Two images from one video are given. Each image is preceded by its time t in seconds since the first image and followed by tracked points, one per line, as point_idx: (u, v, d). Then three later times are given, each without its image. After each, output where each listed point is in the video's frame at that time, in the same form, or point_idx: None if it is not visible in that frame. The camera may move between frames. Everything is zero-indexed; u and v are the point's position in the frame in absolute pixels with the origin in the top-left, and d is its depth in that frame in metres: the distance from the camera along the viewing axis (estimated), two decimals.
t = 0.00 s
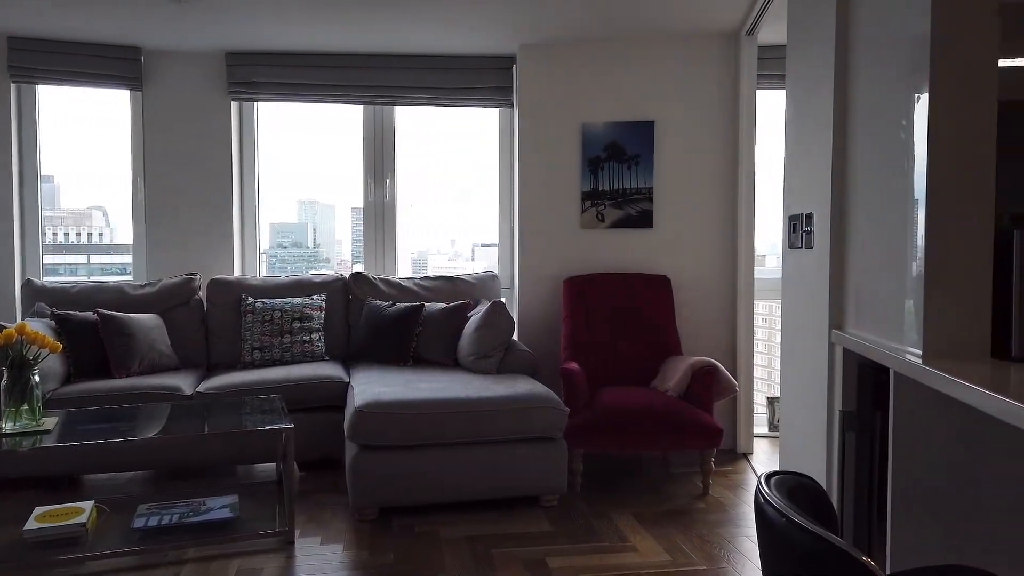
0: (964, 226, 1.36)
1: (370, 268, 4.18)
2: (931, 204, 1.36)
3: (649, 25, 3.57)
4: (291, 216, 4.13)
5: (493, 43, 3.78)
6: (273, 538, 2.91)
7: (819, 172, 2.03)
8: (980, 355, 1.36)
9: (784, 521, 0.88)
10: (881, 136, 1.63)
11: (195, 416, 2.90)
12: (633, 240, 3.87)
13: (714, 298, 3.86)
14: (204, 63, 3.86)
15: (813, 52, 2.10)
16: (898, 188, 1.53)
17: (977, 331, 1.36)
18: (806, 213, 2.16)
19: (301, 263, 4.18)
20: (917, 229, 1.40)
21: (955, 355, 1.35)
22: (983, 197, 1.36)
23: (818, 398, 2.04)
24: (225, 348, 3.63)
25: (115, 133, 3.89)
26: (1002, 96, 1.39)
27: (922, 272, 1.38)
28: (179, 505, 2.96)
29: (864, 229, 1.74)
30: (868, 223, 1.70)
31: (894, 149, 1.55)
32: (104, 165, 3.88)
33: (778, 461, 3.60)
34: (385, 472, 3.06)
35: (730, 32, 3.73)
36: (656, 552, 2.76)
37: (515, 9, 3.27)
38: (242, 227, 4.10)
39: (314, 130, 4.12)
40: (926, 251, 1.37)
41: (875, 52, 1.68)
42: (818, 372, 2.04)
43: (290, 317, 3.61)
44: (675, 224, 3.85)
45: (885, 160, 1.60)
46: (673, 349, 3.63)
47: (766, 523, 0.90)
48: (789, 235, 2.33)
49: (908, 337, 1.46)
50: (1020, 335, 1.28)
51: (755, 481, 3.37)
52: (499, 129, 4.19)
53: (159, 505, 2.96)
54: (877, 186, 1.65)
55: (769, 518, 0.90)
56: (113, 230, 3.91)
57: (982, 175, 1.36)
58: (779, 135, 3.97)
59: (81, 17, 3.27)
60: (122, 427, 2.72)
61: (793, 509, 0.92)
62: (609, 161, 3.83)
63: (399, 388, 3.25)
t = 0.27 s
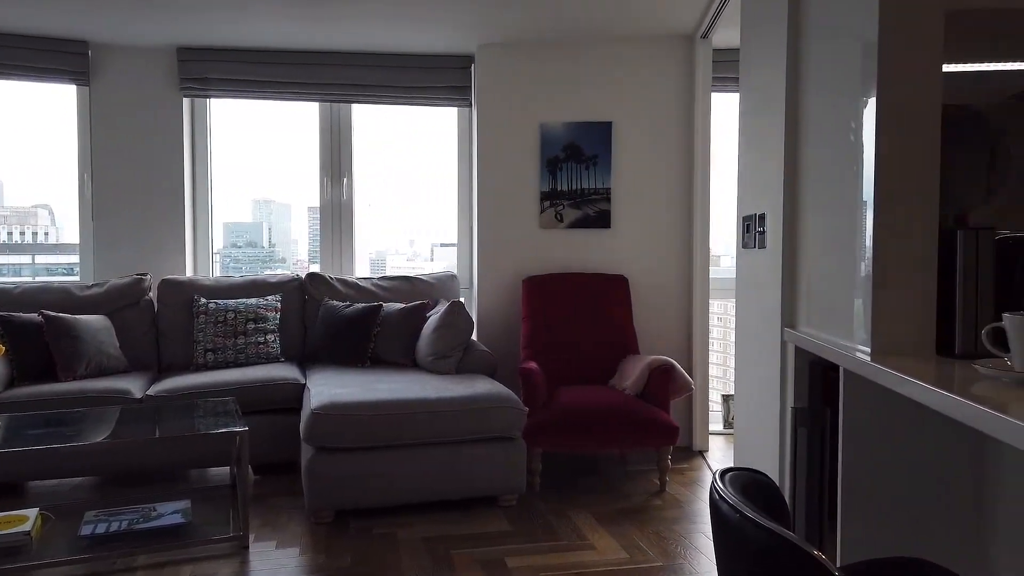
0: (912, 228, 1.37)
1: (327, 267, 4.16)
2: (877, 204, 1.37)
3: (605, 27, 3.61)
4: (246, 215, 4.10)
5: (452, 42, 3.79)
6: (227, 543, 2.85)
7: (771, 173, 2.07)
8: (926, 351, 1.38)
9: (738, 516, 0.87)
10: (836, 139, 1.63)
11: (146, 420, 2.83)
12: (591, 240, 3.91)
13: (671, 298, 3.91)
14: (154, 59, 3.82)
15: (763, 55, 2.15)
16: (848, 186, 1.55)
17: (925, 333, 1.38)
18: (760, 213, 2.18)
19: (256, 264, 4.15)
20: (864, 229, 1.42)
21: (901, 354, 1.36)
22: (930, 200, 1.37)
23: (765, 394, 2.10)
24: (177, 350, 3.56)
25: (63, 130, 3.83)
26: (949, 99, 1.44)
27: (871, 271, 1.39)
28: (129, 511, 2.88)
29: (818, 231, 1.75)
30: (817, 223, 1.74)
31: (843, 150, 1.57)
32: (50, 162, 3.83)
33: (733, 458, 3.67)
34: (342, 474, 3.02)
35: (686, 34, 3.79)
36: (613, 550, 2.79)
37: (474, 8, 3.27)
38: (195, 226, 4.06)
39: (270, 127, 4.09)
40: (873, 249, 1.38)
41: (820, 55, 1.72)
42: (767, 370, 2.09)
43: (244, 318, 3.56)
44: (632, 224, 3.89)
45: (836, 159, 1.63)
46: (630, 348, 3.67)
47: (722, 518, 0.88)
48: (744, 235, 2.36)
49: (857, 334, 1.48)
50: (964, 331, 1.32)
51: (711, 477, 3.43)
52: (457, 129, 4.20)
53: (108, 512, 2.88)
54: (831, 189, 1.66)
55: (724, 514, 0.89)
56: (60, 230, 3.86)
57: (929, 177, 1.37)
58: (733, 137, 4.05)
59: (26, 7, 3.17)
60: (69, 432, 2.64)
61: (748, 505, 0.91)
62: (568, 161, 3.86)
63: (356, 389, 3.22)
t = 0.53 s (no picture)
0: (863, 229, 1.42)
1: (283, 267, 4.11)
2: (828, 206, 1.41)
3: (562, 28, 3.63)
4: (199, 215, 4.04)
5: (410, 40, 3.76)
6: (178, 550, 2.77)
7: (727, 175, 2.11)
8: (875, 349, 1.42)
9: (696, 513, 0.88)
10: (790, 142, 1.66)
11: (94, 424, 2.73)
12: (550, 240, 3.93)
13: (629, 297, 3.96)
14: (102, 53, 3.73)
15: (719, 59, 2.19)
16: (799, 187, 1.60)
17: (877, 333, 1.42)
18: (716, 213, 2.23)
19: (209, 263, 4.08)
20: (816, 231, 1.46)
21: (852, 352, 1.41)
22: (881, 201, 1.42)
23: (721, 391, 2.14)
24: (127, 352, 3.46)
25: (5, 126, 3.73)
26: (898, 103, 1.51)
27: (823, 272, 1.42)
28: (75, 519, 2.78)
29: (773, 231, 1.79)
30: (772, 224, 1.78)
31: (796, 153, 1.61)
32: None
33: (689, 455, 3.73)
34: (299, 477, 2.97)
35: (642, 37, 3.83)
36: (572, 548, 2.80)
37: (432, 7, 3.26)
38: (145, 225, 3.97)
39: (222, 124, 4.03)
40: (824, 250, 1.42)
41: (773, 60, 1.77)
42: (723, 368, 2.13)
43: (196, 319, 3.48)
44: (591, 224, 3.92)
45: (788, 162, 1.68)
46: (589, 347, 3.69)
47: (680, 515, 0.90)
48: (700, 235, 2.41)
49: (809, 332, 1.52)
50: (913, 331, 1.37)
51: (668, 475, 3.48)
52: (416, 128, 4.19)
53: (54, 519, 2.78)
54: (784, 191, 1.70)
55: (683, 510, 0.91)
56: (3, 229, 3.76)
57: (880, 181, 1.42)
58: (689, 140, 4.12)
59: None
60: (11, 437, 2.53)
61: (706, 502, 0.93)
62: (527, 162, 3.88)
63: (313, 391, 3.18)
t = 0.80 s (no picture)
0: (815, 230, 1.45)
1: (238, 267, 4.06)
2: (782, 208, 1.45)
3: (521, 29, 3.64)
4: (149, 214, 3.98)
5: (367, 39, 3.74)
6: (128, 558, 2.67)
7: (683, 176, 2.15)
8: (827, 347, 1.46)
9: (654, 510, 0.89)
10: (745, 144, 1.70)
11: (39, 429, 2.63)
12: (509, 241, 3.94)
13: (588, 297, 3.99)
14: (47, 47, 3.65)
15: (676, 63, 2.23)
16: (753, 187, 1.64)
17: (828, 330, 1.46)
18: (673, 213, 2.26)
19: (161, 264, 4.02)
20: (770, 233, 1.50)
21: (804, 348, 1.44)
22: (832, 202, 1.46)
23: (678, 389, 2.19)
24: (73, 355, 3.35)
25: None
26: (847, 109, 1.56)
27: (777, 271, 1.46)
28: (18, 528, 2.67)
29: (728, 232, 1.83)
30: (727, 224, 1.82)
31: (751, 155, 1.64)
32: None
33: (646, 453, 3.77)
34: (255, 481, 2.91)
35: (600, 39, 3.87)
36: (531, 547, 2.81)
37: (391, 5, 3.24)
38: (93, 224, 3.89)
39: (175, 121, 3.97)
40: (778, 250, 1.45)
41: (728, 65, 1.80)
42: (679, 365, 2.18)
43: (147, 320, 3.39)
44: (550, 224, 3.95)
45: (742, 163, 1.72)
46: (548, 347, 3.71)
47: (639, 512, 0.91)
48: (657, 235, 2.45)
49: (762, 331, 1.56)
50: (862, 329, 1.41)
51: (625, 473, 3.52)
52: (374, 128, 4.16)
53: None
54: (739, 192, 1.74)
55: (641, 508, 0.92)
56: None
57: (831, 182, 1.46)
58: (646, 141, 4.18)
59: None
60: None
61: (663, 499, 0.94)
62: (486, 162, 3.88)
63: (269, 393, 3.12)
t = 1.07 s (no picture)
0: (769, 230, 1.49)
1: (191, 266, 3.99)
2: (737, 209, 1.48)
3: (479, 29, 3.64)
4: (98, 212, 3.90)
5: (324, 37, 3.70)
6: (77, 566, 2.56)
7: (640, 177, 2.18)
8: (780, 345, 1.49)
9: (614, 509, 0.90)
10: (701, 146, 1.73)
11: None
12: (468, 241, 3.93)
13: (547, 297, 4.01)
14: None
15: (633, 66, 2.26)
16: (708, 188, 1.67)
17: (782, 328, 1.49)
18: (631, 214, 2.28)
19: (110, 265, 3.95)
20: (724, 234, 1.53)
21: (758, 346, 1.48)
22: (784, 203, 1.49)
23: (636, 387, 2.22)
24: (16, 358, 3.23)
25: None
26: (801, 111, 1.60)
27: (732, 271, 1.49)
28: None
29: (684, 232, 1.86)
30: (683, 224, 1.86)
31: (706, 157, 1.67)
32: None
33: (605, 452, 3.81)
34: (209, 485, 2.84)
35: (559, 40, 3.89)
36: (491, 547, 2.81)
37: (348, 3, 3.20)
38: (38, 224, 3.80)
39: (125, 119, 3.90)
40: (733, 251, 1.48)
41: (684, 68, 1.83)
42: (637, 364, 2.21)
43: (96, 323, 3.29)
44: (509, 224, 3.95)
45: (698, 165, 1.75)
46: (507, 347, 3.71)
47: (599, 511, 0.91)
48: (615, 236, 2.48)
49: (717, 330, 1.59)
50: (814, 327, 1.45)
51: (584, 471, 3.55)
52: (331, 126, 4.11)
53: None
54: (695, 193, 1.77)
55: (601, 506, 0.93)
56: None
57: (784, 184, 1.49)
58: (604, 143, 4.21)
59: None
60: None
61: (622, 497, 0.95)
62: (445, 162, 3.87)
63: (224, 395, 3.05)
